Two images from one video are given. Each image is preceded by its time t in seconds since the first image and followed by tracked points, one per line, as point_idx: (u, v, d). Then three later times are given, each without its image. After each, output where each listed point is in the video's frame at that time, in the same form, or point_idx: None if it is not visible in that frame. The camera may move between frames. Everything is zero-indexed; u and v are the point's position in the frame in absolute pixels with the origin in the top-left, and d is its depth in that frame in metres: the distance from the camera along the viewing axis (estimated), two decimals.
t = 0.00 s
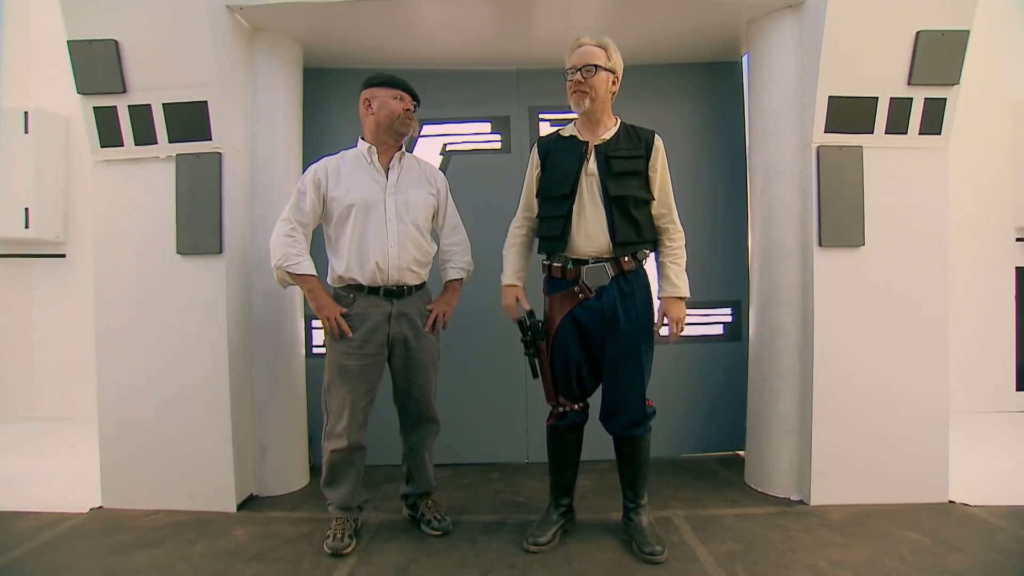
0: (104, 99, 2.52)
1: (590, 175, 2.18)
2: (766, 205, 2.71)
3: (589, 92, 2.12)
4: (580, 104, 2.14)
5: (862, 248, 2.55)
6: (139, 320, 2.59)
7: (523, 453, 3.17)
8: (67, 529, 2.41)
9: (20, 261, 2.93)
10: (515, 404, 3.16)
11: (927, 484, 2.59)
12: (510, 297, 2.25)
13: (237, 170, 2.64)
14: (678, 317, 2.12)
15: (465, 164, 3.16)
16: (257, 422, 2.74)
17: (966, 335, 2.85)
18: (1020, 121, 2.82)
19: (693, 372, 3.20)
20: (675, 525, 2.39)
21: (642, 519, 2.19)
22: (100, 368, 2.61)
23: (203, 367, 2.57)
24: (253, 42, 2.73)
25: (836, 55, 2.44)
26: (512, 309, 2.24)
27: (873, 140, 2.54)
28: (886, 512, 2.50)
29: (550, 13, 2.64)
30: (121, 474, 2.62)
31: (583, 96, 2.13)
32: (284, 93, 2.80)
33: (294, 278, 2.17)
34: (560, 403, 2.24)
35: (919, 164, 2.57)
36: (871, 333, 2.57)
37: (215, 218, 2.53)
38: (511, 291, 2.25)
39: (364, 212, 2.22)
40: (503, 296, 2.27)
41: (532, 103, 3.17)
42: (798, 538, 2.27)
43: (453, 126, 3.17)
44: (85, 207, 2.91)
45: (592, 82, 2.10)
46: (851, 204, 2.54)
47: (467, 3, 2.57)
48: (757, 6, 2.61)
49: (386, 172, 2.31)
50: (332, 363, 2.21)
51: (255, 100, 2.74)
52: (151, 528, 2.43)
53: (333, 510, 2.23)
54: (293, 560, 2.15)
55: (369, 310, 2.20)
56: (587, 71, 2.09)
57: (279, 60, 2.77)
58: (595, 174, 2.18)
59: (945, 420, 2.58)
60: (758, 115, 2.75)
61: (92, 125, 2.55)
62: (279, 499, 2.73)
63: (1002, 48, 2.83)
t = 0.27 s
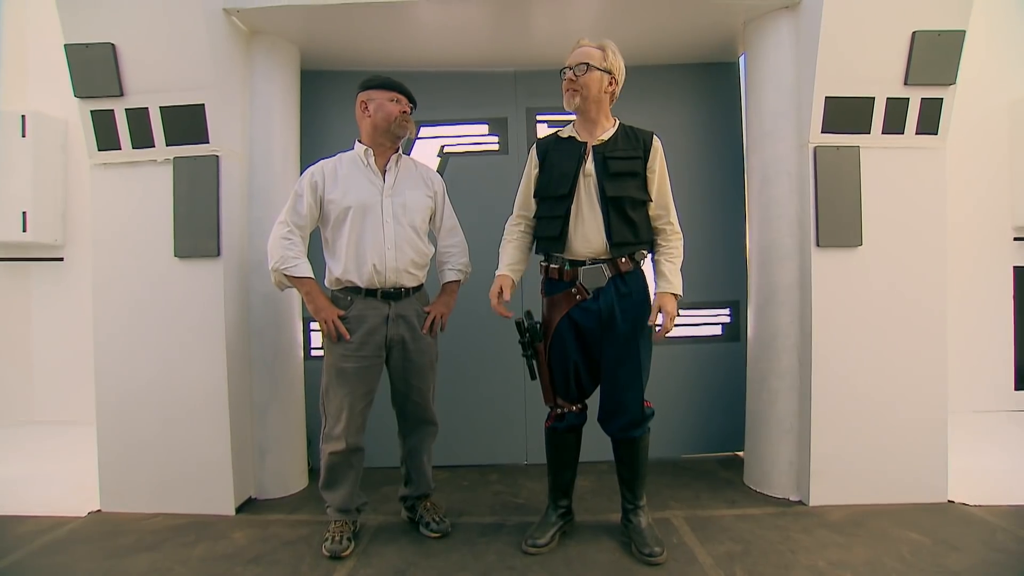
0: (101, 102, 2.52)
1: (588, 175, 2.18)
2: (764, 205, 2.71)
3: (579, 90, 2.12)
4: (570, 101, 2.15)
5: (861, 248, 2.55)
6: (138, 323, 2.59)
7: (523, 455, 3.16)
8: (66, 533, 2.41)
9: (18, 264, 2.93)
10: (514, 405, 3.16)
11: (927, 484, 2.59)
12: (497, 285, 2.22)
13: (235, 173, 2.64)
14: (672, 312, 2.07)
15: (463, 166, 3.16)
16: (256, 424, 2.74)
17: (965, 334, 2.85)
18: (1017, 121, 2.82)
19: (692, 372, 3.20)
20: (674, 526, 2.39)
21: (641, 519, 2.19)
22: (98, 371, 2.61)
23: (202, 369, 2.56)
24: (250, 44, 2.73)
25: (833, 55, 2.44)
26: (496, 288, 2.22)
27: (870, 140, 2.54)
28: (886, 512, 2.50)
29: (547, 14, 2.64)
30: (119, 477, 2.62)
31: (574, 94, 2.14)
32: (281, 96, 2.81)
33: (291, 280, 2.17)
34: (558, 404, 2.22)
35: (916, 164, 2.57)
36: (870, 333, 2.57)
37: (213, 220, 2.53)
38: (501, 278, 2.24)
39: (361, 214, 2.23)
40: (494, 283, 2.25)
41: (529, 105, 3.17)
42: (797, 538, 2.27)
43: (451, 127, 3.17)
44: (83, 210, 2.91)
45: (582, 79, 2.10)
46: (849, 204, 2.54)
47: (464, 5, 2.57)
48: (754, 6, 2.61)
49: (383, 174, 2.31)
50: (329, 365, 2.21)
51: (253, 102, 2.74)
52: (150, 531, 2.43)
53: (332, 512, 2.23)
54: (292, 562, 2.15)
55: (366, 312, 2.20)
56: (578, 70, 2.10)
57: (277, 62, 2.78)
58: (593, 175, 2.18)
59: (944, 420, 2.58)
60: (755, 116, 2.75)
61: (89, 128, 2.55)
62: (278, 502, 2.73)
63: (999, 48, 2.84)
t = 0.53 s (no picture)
0: (88, 96, 2.49)
1: (578, 173, 2.18)
2: (754, 205, 2.72)
3: (564, 95, 2.14)
4: (556, 106, 2.17)
5: (849, 247, 2.57)
6: (124, 319, 2.57)
7: (512, 453, 3.17)
8: (51, 530, 2.39)
9: (4, 260, 2.90)
10: (504, 403, 3.16)
11: (912, 482, 2.61)
12: (487, 289, 2.25)
13: (223, 169, 2.62)
14: (659, 319, 2.11)
15: (453, 163, 3.15)
16: (244, 422, 2.72)
17: (951, 335, 2.87)
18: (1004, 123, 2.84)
19: (682, 371, 3.21)
20: (662, 524, 2.40)
21: (628, 517, 2.20)
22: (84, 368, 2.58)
23: (189, 366, 2.55)
24: (240, 39, 2.71)
25: (823, 56, 2.45)
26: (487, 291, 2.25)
27: (859, 141, 2.56)
28: (872, 510, 2.52)
29: (539, 12, 2.64)
30: (105, 475, 2.60)
31: (559, 99, 2.15)
32: (271, 92, 2.78)
33: (279, 277, 2.16)
34: (546, 403, 2.22)
35: (905, 164, 2.59)
36: (857, 332, 2.58)
37: (200, 216, 2.51)
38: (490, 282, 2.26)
39: (350, 211, 2.21)
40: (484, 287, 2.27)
41: (521, 103, 3.17)
42: (784, 536, 2.28)
43: (442, 124, 3.16)
44: (69, 205, 2.88)
45: (566, 84, 2.11)
46: (837, 204, 2.55)
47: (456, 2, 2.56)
48: (745, 6, 2.62)
49: (372, 171, 2.30)
50: (317, 363, 2.20)
51: (242, 98, 2.72)
52: (136, 529, 2.42)
53: (320, 510, 2.22)
54: (279, 560, 2.14)
55: (354, 309, 2.19)
56: (562, 74, 2.12)
57: (266, 57, 2.75)
58: (583, 173, 2.18)
59: (929, 419, 2.60)
60: (746, 116, 2.76)
61: (76, 123, 2.52)
62: (266, 500, 2.72)
63: (986, 50, 2.86)
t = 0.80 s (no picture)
0: (83, 90, 2.48)
1: (575, 171, 2.17)
2: (751, 205, 2.71)
3: (561, 92, 2.13)
4: (554, 102, 2.16)
5: (845, 248, 2.56)
6: (119, 315, 2.56)
7: (507, 451, 3.16)
8: (44, 526, 2.38)
9: None
10: (499, 401, 3.15)
11: (907, 483, 2.61)
12: (485, 297, 2.27)
13: (219, 164, 2.61)
14: (654, 319, 2.09)
15: (451, 160, 3.14)
16: (239, 418, 2.72)
17: (947, 335, 2.87)
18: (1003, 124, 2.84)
19: (678, 370, 3.21)
20: (656, 523, 2.39)
21: (621, 516, 2.20)
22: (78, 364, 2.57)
23: (184, 362, 2.54)
24: (236, 34, 2.70)
25: (822, 55, 2.44)
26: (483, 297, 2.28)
27: (857, 141, 2.55)
28: (866, 511, 2.52)
29: (537, 8, 2.62)
30: (99, 471, 2.59)
31: (557, 96, 2.15)
32: (267, 87, 2.77)
33: (273, 273, 2.15)
34: (542, 402, 2.21)
35: (903, 165, 2.58)
36: (853, 333, 2.58)
37: (195, 212, 2.50)
38: (488, 290, 2.27)
39: (344, 207, 2.21)
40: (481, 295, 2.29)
41: (519, 100, 3.16)
42: (778, 536, 2.28)
43: (440, 121, 3.14)
44: (64, 199, 2.87)
45: (562, 80, 2.10)
46: (835, 203, 2.54)
47: None
48: (744, 4, 2.61)
49: (368, 168, 2.29)
50: (311, 359, 2.19)
51: (238, 93, 2.71)
52: (130, 525, 2.41)
53: (313, 507, 2.22)
54: (271, 557, 2.14)
55: (349, 306, 2.19)
56: (558, 71, 2.11)
57: (263, 52, 2.74)
58: (580, 170, 2.17)
59: (925, 420, 2.60)
60: (744, 114, 2.75)
61: (70, 117, 2.51)
62: (260, 496, 2.71)
63: (986, 50, 2.85)
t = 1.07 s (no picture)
0: (80, 87, 2.48)
1: (573, 170, 2.16)
2: (751, 204, 2.69)
3: (563, 92, 2.11)
4: (556, 103, 2.14)
5: (846, 247, 2.54)
6: (117, 313, 2.56)
7: (506, 451, 3.15)
8: (41, 523, 2.39)
9: None
10: (498, 400, 3.14)
11: (907, 485, 2.59)
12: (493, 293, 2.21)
13: (217, 162, 2.60)
14: (648, 315, 2.06)
15: (450, 159, 3.13)
16: (236, 417, 2.71)
17: (949, 336, 2.85)
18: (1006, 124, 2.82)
19: (678, 370, 3.19)
20: (653, 524, 2.38)
21: (618, 518, 2.18)
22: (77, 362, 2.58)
23: (182, 360, 2.54)
24: (235, 32, 2.69)
25: (822, 54, 2.42)
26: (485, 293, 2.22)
27: (858, 140, 2.53)
28: (866, 513, 2.50)
29: (536, 6, 2.61)
30: (97, 469, 2.59)
31: (559, 97, 2.13)
32: (266, 85, 2.77)
33: (270, 271, 2.15)
34: (539, 401, 2.20)
35: (904, 164, 2.56)
36: (854, 333, 2.56)
37: (193, 210, 2.50)
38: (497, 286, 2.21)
39: (341, 206, 2.20)
40: (484, 289, 2.23)
41: (518, 98, 3.14)
42: (776, 538, 2.27)
43: (439, 119, 3.13)
44: (63, 197, 2.88)
45: (564, 80, 2.08)
46: (835, 202, 2.52)
47: None
48: (744, 2, 2.59)
49: (365, 166, 2.28)
50: (307, 357, 2.19)
51: (237, 90, 2.70)
52: (127, 523, 2.41)
53: (310, 506, 2.21)
54: (267, 556, 2.13)
55: (345, 304, 2.18)
56: (558, 71, 2.09)
57: (262, 50, 2.74)
58: (578, 170, 2.16)
59: (926, 421, 2.58)
60: (744, 113, 2.73)
61: (69, 114, 2.51)
62: (258, 494, 2.71)
63: (989, 49, 2.83)
